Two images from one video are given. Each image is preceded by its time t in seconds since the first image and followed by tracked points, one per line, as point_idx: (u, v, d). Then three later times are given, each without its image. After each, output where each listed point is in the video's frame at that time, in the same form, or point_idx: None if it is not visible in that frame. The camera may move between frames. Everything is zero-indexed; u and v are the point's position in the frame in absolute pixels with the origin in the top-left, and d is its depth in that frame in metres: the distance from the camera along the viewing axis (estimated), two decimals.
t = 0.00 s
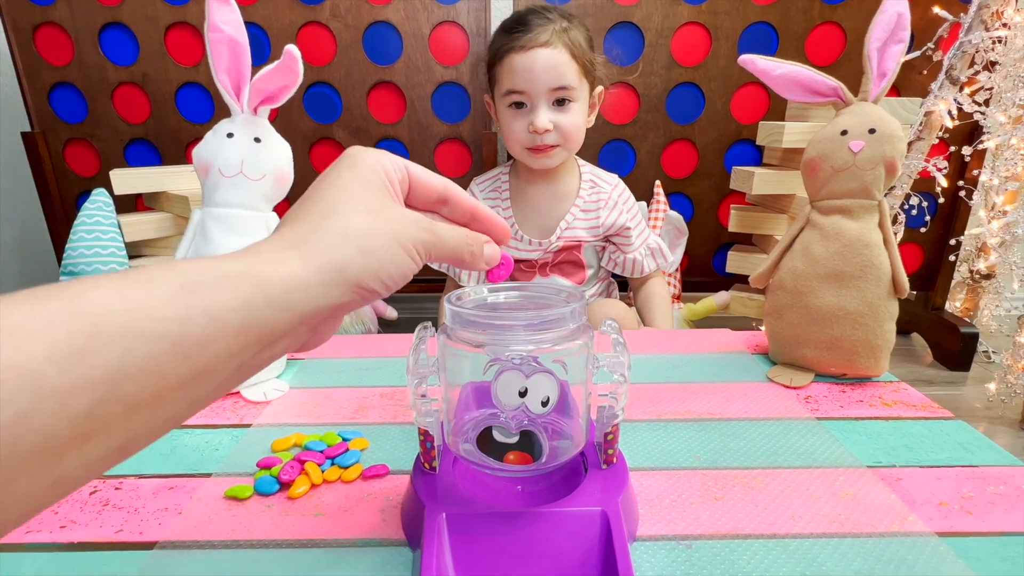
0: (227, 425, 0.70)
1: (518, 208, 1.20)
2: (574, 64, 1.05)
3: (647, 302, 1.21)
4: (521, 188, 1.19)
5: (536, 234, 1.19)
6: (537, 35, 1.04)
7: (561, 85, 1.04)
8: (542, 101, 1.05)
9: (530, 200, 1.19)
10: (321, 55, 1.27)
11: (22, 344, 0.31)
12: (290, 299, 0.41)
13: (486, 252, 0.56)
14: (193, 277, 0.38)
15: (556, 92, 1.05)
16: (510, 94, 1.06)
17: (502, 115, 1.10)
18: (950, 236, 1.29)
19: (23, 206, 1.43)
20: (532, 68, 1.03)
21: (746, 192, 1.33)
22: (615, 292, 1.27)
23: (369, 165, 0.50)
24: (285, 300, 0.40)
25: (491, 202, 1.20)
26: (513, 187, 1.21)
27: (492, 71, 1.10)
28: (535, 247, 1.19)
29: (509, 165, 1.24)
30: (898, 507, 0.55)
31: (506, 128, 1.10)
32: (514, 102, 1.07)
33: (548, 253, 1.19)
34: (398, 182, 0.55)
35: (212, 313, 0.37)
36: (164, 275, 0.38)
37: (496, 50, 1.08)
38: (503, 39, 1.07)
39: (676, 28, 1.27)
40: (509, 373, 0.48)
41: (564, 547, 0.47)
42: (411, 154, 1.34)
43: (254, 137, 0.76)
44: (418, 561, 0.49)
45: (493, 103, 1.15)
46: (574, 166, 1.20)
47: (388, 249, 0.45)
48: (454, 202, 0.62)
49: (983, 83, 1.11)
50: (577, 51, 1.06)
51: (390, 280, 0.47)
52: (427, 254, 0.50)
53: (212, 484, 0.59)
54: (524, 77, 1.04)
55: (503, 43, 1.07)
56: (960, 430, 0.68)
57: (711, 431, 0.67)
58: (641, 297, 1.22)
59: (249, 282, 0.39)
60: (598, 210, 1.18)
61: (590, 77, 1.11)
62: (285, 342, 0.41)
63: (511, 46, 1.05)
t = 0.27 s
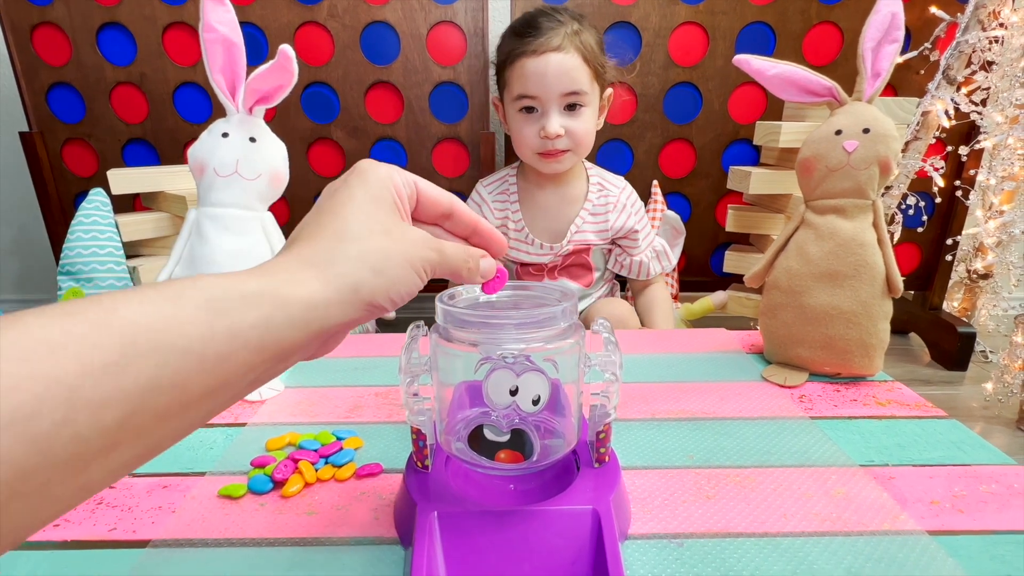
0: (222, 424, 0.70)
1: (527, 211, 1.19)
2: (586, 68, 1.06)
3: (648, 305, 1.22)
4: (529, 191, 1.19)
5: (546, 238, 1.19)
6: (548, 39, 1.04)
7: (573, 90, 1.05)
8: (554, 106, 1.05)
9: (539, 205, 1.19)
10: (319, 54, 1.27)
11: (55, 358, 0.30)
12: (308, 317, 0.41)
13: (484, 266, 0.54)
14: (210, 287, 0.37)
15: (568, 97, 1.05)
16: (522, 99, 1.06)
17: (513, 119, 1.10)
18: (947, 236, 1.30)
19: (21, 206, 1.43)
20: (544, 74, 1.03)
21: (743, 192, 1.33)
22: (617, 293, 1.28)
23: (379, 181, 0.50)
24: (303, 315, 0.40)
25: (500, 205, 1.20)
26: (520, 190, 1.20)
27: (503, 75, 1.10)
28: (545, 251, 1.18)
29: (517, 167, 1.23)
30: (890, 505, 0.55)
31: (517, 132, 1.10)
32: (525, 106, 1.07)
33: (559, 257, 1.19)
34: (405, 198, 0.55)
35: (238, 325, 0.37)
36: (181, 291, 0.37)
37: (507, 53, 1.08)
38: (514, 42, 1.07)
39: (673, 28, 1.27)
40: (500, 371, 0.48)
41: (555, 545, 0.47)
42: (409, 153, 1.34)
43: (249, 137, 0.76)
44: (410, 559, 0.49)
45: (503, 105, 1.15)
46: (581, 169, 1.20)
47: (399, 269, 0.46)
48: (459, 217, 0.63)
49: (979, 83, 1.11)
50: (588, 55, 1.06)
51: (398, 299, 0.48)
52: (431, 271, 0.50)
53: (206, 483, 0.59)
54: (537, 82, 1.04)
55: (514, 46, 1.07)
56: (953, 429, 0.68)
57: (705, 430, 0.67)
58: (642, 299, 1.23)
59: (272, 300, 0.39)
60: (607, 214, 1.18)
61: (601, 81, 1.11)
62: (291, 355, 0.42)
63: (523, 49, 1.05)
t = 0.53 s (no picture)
0: (222, 424, 0.70)
1: (529, 212, 1.19)
2: (590, 71, 1.06)
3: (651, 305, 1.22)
4: (532, 192, 1.19)
5: (549, 238, 1.19)
6: (552, 41, 1.04)
7: (578, 93, 1.05)
8: (559, 108, 1.06)
9: (541, 205, 1.18)
10: (319, 55, 1.27)
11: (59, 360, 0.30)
12: (318, 316, 0.41)
13: (486, 258, 0.58)
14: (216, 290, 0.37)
15: (572, 99, 1.06)
16: (526, 101, 1.07)
17: (517, 121, 1.10)
18: (947, 236, 1.31)
19: (22, 206, 1.43)
20: (549, 76, 1.04)
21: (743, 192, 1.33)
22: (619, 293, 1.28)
23: (386, 180, 0.51)
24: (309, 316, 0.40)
25: (502, 206, 1.19)
26: (523, 190, 1.20)
27: (506, 77, 1.10)
28: (548, 251, 1.19)
29: (519, 167, 1.23)
30: (889, 505, 0.55)
31: (521, 134, 1.10)
32: (529, 109, 1.07)
33: (561, 257, 1.19)
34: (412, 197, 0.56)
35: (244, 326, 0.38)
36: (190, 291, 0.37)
37: (511, 55, 1.08)
38: (518, 44, 1.07)
39: (673, 29, 1.28)
40: (501, 372, 0.48)
41: (555, 545, 0.47)
42: (409, 154, 1.34)
43: (250, 137, 0.76)
44: (411, 559, 0.49)
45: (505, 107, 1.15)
46: (583, 170, 1.21)
47: (407, 267, 0.46)
48: (464, 214, 0.64)
49: (979, 83, 1.11)
50: (592, 57, 1.07)
51: (406, 296, 0.48)
52: (436, 267, 0.51)
53: (207, 483, 0.59)
54: (541, 84, 1.04)
55: (518, 49, 1.06)
56: (952, 429, 0.69)
57: (705, 431, 0.67)
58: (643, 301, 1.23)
59: (282, 300, 0.39)
60: (610, 214, 1.18)
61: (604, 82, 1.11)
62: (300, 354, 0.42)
63: (527, 52, 1.05)
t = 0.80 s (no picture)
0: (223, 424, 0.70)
1: (530, 211, 1.19)
2: (592, 69, 1.06)
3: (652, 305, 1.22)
4: (533, 191, 1.19)
5: (550, 238, 1.19)
6: (554, 40, 1.04)
7: (580, 91, 1.05)
8: (561, 106, 1.05)
9: (542, 205, 1.18)
10: (319, 54, 1.27)
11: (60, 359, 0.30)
12: (329, 317, 0.41)
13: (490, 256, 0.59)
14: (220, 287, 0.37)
15: (574, 97, 1.05)
16: (528, 99, 1.06)
17: (519, 120, 1.10)
18: (946, 235, 1.31)
19: (22, 206, 1.43)
20: (551, 74, 1.03)
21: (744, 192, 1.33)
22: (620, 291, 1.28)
23: (395, 183, 0.51)
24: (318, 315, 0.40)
25: (503, 205, 1.19)
26: (524, 189, 1.20)
27: (509, 75, 1.10)
28: (549, 250, 1.18)
29: (521, 167, 1.23)
30: (891, 505, 0.55)
31: (523, 133, 1.10)
32: (531, 107, 1.07)
33: (562, 256, 1.19)
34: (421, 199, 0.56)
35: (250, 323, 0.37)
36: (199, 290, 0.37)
37: (513, 54, 1.08)
38: (520, 43, 1.07)
39: (673, 28, 1.27)
40: (502, 372, 0.48)
41: (556, 545, 0.47)
42: (410, 153, 1.34)
43: (251, 137, 0.76)
44: (412, 559, 0.49)
45: (507, 106, 1.15)
46: (585, 170, 1.20)
47: (416, 269, 0.46)
48: (471, 215, 0.64)
49: (980, 83, 1.11)
50: (594, 55, 1.06)
51: (415, 297, 0.48)
52: (444, 269, 0.51)
53: (207, 483, 0.59)
54: (543, 82, 1.04)
55: (521, 47, 1.06)
56: (953, 428, 0.68)
57: (707, 430, 0.67)
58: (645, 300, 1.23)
59: (292, 300, 0.39)
60: (611, 214, 1.18)
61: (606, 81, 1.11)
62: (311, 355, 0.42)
63: (530, 50, 1.05)
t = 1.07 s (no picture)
0: (223, 424, 0.70)
1: (532, 211, 1.19)
2: (593, 67, 1.06)
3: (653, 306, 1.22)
4: (534, 191, 1.19)
5: (551, 238, 1.19)
6: (555, 38, 1.04)
7: (581, 88, 1.05)
8: (562, 104, 1.05)
9: (543, 205, 1.18)
10: (319, 54, 1.27)
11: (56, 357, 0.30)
12: (322, 314, 0.41)
13: (484, 253, 0.59)
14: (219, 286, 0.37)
15: (575, 95, 1.05)
16: (529, 97, 1.06)
17: (520, 118, 1.10)
18: (947, 235, 1.31)
19: (21, 205, 1.43)
20: (552, 72, 1.03)
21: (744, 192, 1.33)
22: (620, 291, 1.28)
23: (390, 179, 0.50)
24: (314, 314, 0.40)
25: (504, 205, 1.19)
26: (525, 189, 1.20)
27: (510, 74, 1.10)
28: (550, 251, 1.18)
29: (521, 167, 1.23)
30: (891, 504, 0.55)
31: (525, 131, 1.09)
32: (533, 105, 1.07)
33: (564, 257, 1.19)
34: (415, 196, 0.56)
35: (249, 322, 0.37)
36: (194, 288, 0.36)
37: (514, 52, 1.08)
38: (521, 41, 1.07)
39: (673, 28, 1.27)
40: (502, 371, 0.48)
41: (556, 545, 0.47)
42: (409, 153, 1.34)
43: (250, 136, 0.76)
44: (412, 559, 0.49)
45: (508, 105, 1.15)
46: (586, 170, 1.20)
47: (410, 265, 0.46)
48: (466, 211, 0.64)
49: (980, 83, 1.11)
50: (595, 53, 1.07)
51: (410, 293, 0.48)
52: (438, 263, 0.50)
53: (207, 483, 0.59)
54: (545, 80, 1.04)
55: (522, 45, 1.06)
56: (954, 428, 0.68)
57: (707, 430, 0.67)
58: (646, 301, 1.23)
59: (290, 298, 0.39)
60: (612, 214, 1.18)
61: (606, 80, 1.11)
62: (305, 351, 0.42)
63: (531, 48, 1.05)
